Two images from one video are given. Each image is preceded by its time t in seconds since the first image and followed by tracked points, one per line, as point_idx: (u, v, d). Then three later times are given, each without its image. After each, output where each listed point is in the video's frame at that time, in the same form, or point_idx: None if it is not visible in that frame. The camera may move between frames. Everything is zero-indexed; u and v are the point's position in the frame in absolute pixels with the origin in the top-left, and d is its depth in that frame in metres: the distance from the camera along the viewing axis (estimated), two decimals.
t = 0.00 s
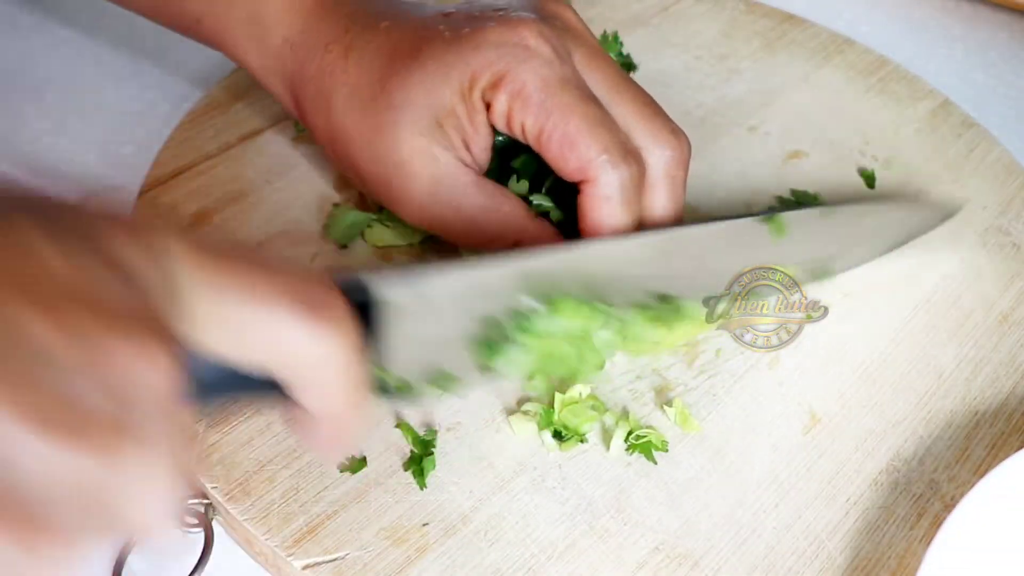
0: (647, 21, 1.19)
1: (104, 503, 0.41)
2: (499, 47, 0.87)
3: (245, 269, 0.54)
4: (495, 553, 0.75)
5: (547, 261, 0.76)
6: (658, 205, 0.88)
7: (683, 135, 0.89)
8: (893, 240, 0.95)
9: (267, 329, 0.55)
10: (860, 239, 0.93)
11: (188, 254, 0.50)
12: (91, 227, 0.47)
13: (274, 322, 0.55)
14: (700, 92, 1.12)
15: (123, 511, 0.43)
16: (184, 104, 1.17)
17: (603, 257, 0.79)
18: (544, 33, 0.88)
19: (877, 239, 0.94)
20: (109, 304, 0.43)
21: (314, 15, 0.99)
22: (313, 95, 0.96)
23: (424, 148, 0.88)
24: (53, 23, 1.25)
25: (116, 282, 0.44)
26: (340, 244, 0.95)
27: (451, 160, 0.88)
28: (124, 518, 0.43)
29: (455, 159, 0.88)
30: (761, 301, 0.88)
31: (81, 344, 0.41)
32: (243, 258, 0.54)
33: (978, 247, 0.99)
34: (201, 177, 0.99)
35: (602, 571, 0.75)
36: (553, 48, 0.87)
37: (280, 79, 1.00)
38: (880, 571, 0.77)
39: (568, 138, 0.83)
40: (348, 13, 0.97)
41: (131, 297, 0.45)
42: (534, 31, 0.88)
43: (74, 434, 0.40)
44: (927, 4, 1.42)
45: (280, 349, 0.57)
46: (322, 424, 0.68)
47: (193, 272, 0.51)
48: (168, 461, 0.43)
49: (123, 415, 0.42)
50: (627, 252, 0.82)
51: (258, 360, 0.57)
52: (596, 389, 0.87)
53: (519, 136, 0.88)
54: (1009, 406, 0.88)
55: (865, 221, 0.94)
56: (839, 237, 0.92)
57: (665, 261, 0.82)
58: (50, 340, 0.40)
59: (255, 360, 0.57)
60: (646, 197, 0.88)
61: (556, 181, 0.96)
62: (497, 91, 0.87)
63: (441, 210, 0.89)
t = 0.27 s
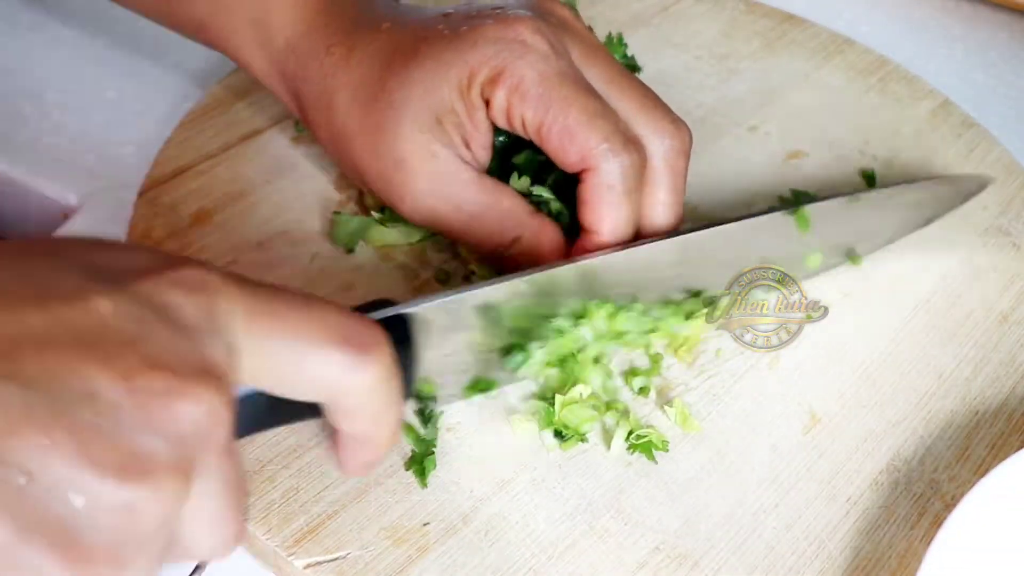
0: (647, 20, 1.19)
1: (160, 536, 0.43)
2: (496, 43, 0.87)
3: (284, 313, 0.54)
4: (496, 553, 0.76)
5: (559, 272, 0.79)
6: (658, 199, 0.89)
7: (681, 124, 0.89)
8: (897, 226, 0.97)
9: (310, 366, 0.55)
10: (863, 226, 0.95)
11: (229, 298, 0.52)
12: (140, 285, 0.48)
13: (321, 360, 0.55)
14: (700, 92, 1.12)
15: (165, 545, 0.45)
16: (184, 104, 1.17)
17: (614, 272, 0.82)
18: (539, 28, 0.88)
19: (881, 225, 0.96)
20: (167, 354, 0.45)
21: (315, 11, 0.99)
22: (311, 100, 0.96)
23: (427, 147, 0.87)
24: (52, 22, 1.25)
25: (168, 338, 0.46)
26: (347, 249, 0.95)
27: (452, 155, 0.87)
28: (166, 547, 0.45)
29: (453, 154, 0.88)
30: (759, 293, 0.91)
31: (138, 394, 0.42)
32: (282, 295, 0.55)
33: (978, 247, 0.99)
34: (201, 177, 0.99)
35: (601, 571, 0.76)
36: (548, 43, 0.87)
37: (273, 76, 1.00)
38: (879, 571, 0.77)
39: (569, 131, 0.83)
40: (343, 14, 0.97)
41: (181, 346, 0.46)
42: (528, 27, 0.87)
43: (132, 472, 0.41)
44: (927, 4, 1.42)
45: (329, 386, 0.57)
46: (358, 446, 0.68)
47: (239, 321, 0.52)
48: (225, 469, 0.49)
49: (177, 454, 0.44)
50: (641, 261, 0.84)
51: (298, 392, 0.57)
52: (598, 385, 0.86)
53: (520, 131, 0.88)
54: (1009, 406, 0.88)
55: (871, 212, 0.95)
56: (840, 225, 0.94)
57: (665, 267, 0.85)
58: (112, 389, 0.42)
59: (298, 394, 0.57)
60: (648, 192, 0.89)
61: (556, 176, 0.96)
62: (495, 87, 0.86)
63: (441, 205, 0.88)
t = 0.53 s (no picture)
0: (653, 18, 1.20)
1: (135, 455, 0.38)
2: (446, 37, 0.88)
3: (289, 226, 0.49)
4: (515, 543, 0.76)
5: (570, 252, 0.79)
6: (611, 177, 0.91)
7: (629, 110, 0.91)
8: (860, 208, 0.98)
9: (292, 277, 0.49)
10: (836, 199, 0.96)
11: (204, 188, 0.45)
12: (95, 169, 0.40)
13: (321, 274, 0.50)
14: (707, 87, 1.13)
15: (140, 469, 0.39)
16: (192, 104, 1.18)
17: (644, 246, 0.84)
18: (489, 19, 0.89)
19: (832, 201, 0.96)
20: (126, 239, 0.38)
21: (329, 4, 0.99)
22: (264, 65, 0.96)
23: (359, 125, 0.88)
24: (59, 22, 1.26)
25: (135, 220, 0.39)
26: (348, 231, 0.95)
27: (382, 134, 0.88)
28: (137, 478, 0.40)
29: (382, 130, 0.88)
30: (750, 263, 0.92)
31: (96, 281, 0.36)
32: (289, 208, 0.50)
33: (986, 240, 1.00)
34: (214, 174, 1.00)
35: (619, 559, 0.76)
36: (497, 40, 0.88)
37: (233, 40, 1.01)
38: (895, 558, 0.78)
39: (507, 142, 0.85)
40: None
41: (147, 227, 0.39)
42: (477, 14, 0.89)
43: (99, 373, 0.35)
44: (928, 3, 1.43)
45: (316, 297, 0.51)
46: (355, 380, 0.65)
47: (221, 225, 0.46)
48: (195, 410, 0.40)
49: (148, 353, 0.37)
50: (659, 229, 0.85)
51: (296, 308, 0.52)
52: (616, 377, 0.87)
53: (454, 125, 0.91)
54: (1019, 396, 0.88)
55: (831, 191, 0.96)
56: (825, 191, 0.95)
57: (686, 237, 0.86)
58: (67, 274, 0.35)
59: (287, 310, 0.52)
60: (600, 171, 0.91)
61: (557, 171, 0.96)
62: (435, 79, 0.88)
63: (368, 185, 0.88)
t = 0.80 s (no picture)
0: (653, 17, 1.20)
1: (210, 492, 0.40)
2: (490, 20, 0.89)
3: (324, 263, 0.53)
4: (517, 542, 0.76)
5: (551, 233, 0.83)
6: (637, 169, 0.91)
7: (660, 108, 0.92)
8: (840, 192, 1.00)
9: (321, 318, 0.53)
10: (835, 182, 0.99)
11: (270, 257, 0.50)
12: (77, 225, 0.43)
13: (371, 315, 0.55)
14: (708, 87, 1.13)
15: (218, 500, 0.41)
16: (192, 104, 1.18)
17: (623, 226, 0.87)
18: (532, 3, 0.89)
19: (848, 182, 1.00)
20: (208, 296, 0.43)
21: None
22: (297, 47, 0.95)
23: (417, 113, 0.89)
24: (59, 22, 1.26)
25: (212, 289, 0.44)
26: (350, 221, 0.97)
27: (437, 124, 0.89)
28: (215, 511, 0.41)
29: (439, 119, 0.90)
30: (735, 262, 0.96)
31: (189, 333, 0.41)
32: (310, 260, 0.52)
33: (986, 240, 1.00)
34: (216, 173, 1.00)
35: (622, 558, 0.76)
36: (541, 23, 0.88)
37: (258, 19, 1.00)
38: (897, 557, 0.78)
39: (551, 121, 0.86)
40: None
41: (224, 294, 0.45)
42: None
43: (186, 413, 0.39)
44: (927, 3, 1.43)
45: (337, 330, 0.54)
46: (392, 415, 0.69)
47: (275, 269, 0.50)
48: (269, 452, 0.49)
49: (229, 401, 0.42)
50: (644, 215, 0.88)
51: (332, 349, 0.56)
52: (619, 373, 0.88)
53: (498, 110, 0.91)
54: (1021, 395, 0.88)
55: (807, 189, 0.97)
56: (824, 180, 0.98)
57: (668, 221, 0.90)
58: (163, 329, 0.40)
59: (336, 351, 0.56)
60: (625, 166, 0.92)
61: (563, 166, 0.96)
62: (481, 63, 0.89)
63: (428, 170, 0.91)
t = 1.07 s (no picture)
0: (654, 17, 1.20)
1: (204, 445, 0.45)
2: (479, 13, 0.90)
3: (351, 230, 0.53)
4: (518, 542, 0.76)
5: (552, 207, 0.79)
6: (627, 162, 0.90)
7: (651, 99, 0.91)
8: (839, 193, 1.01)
9: (352, 279, 0.53)
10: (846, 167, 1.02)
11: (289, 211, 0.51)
12: (133, 181, 0.45)
13: (382, 278, 0.54)
14: (708, 87, 1.13)
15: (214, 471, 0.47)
16: (192, 104, 1.18)
17: (630, 203, 0.84)
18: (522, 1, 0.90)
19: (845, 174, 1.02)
20: (220, 255, 0.46)
21: None
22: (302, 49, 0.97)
23: (411, 108, 0.89)
24: (59, 22, 1.26)
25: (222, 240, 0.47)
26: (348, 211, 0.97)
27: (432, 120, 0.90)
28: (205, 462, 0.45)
29: (433, 115, 0.90)
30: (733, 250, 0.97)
31: (205, 288, 0.44)
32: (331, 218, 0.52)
33: (987, 240, 1.00)
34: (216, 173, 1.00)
35: (622, 558, 0.76)
36: (529, 15, 0.89)
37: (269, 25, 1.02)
38: (898, 556, 0.78)
39: (542, 105, 0.86)
40: None
41: (237, 248, 0.47)
42: None
43: (201, 369, 0.43)
44: (928, 4, 1.43)
45: (377, 300, 0.55)
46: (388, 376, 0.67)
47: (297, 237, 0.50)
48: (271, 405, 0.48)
49: (241, 354, 0.45)
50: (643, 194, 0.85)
51: (337, 308, 0.55)
52: (619, 373, 0.88)
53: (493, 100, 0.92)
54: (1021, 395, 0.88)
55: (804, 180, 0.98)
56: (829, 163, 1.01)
57: (665, 205, 0.86)
58: (183, 284, 0.44)
59: (348, 308, 0.55)
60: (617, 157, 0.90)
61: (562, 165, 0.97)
62: (472, 55, 0.90)
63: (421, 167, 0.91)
